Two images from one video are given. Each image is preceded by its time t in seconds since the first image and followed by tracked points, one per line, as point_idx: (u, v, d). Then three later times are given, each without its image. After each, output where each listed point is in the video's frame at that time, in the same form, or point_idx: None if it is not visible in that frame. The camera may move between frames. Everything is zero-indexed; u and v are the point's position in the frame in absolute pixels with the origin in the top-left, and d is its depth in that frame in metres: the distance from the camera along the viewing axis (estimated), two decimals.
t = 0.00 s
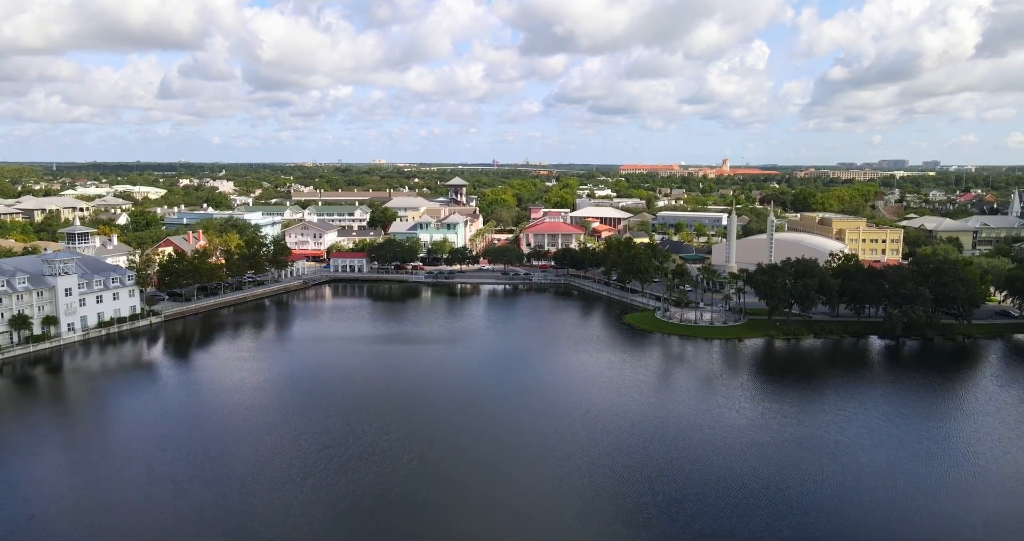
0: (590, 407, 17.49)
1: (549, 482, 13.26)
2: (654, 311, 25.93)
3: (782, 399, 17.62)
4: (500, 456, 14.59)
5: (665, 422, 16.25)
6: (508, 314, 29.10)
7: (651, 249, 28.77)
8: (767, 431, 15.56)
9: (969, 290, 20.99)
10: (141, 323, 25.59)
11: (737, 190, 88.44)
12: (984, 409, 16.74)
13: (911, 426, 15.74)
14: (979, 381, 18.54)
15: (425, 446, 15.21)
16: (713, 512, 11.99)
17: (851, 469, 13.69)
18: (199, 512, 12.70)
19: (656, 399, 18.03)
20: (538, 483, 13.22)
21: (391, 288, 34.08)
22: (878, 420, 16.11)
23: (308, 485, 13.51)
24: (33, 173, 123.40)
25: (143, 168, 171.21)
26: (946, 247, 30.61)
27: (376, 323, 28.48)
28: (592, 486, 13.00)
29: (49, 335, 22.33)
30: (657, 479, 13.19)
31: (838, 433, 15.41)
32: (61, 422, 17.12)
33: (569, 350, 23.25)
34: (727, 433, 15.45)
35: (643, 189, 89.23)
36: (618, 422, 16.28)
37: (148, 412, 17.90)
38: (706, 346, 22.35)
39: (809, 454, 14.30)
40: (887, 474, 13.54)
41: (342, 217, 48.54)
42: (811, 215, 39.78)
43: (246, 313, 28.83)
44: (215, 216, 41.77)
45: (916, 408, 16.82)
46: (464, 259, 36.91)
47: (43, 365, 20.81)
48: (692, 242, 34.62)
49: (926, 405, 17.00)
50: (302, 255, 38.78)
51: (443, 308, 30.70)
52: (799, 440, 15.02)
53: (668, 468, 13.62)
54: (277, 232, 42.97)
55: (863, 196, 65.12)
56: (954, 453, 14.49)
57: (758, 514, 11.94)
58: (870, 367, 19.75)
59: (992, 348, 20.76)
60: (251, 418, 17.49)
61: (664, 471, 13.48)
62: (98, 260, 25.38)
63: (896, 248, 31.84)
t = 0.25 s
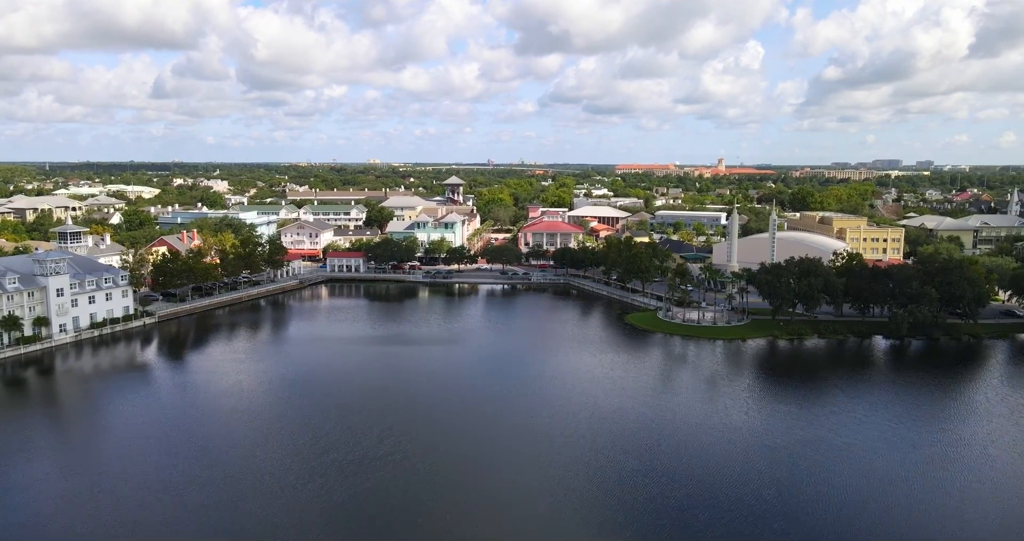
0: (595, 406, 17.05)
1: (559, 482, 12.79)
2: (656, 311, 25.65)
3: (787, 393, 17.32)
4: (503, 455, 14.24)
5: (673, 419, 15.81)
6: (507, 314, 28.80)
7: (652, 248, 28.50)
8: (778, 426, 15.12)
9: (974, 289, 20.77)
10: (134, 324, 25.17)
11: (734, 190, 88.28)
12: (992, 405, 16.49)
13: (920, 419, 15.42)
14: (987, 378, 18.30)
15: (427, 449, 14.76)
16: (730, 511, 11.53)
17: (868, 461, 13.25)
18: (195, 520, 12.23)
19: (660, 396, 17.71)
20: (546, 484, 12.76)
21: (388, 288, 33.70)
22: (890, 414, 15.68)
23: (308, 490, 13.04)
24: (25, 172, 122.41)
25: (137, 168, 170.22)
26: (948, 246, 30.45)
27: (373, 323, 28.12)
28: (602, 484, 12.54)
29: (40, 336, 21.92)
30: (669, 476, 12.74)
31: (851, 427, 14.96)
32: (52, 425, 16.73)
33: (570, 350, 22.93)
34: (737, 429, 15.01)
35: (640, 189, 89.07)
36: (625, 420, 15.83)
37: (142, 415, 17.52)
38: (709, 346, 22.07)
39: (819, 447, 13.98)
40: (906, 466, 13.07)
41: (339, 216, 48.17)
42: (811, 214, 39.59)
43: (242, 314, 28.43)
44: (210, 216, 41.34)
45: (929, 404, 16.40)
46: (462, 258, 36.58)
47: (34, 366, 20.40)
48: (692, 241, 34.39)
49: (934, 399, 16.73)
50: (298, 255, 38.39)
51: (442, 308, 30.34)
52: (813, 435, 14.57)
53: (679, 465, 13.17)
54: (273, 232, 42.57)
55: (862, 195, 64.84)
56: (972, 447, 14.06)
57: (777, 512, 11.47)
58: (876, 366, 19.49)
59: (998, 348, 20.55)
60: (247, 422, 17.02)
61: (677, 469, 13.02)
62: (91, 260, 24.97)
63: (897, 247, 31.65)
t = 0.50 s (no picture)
0: (601, 409, 16.71)
1: (567, 488, 12.45)
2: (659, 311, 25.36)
3: (796, 396, 17.05)
4: (509, 458, 13.92)
5: (681, 422, 15.48)
6: (508, 314, 28.49)
7: (654, 248, 28.20)
8: (789, 428, 14.80)
9: (982, 289, 20.54)
10: (129, 325, 24.77)
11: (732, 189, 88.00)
12: (1004, 407, 16.23)
13: (933, 422, 15.16)
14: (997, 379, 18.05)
15: (431, 453, 14.41)
16: (747, 519, 11.19)
17: (883, 465, 12.97)
18: (194, 527, 11.82)
19: (667, 398, 17.40)
20: (555, 489, 12.42)
21: (387, 288, 33.35)
22: (902, 417, 15.39)
23: (310, 497, 12.65)
24: (20, 171, 121.55)
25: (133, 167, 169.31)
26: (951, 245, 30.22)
27: (373, 323, 27.79)
28: (613, 491, 12.19)
29: (33, 337, 21.52)
30: (682, 483, 12.39)
31: (864, 430, 14.65)
32: (45, 428, 16.35)
33: (573, 351, 22.63)
34: (748, 431, 14.68)
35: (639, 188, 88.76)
36: (632, 424, 15.49)
37: (138, 417, 17.15)
38: (714, 347, 21.79)
39: (832, 451, 13.70)
40: (923, 470, 12.78)
41: (336, 215, 47.77)
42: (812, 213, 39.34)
43: (239, 314, 28.06)
44: (206, 215, 40.91)
45: (940, 406, 16.13)
46: (461, 258, 36.25)
47: (27, 368, 20.01)
48: (693, 241, 34.09)
49: (946, 401, 16.45)
50: (295, 255, 38.00)
51: (442, 308, 30.02)
52: (826, 438, 14.25)
53: (692, 471, 12.83)
54: (269, 231, 42.16)
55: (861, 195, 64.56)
56: (988, 451, 13.78)
57: (795, 519, 11.15)
58: (884, 367, 19.23)
59: (1006, 347, 20.31)
60: (245, 425, 16.60)
61: (690, 475, 12.67)
62: (85, 259, 24.58)
63: (900, 246, 31.41)
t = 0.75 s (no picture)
0: (607, 411, 16.37)
1: (576, 493, 12.15)
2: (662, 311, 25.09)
3: (806, 397, 16.77)
4: (516, 462, 13.61)
5: (690, 426, 15.14)
6: (509, 314, 28.18)
7: (656, 247, 27.90)
8: (801, 431, 14.50)
9: (991, 288, 20.28)
10: (124, 325, 24.39)
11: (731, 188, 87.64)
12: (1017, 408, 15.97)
13: (947, 424, 14.90)
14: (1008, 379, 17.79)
15: (435, 456, 14.09)
16: (765, 527, 10.85)
17: (898, 469, 12.69)
18: (192, 534, 11.46)
19: (675, 401, 17.10)
20: (563, 494, 12.12)
21: (386, 287, 33.00)
22: (915, 419, 15.11)
23: (313, 503, 12.28)
24: (16, 170, 120.80)
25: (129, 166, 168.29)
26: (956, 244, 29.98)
27: (373, 323, 27.46)
28: (624, 496, 11.86)
29: (26, 338, 21.14)
30: (696, 489, 12.06)
31: (877, 433, 14.35)
32: (38, 431, 16.00)
33: (576, 351, 22.34)
34: (759, 435, 14.35)
35: (637, 187, 88.45)
36: (641, 427, 15.14)
37: (134, 420, 16.79)
38: (719, 347, 21.51)
39: (846, 454, 13.41)
40: (939, 474, 12.50)
41: (334, 215, 47.37)
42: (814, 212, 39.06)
43: (236, 314, 27.70)
44: (202, 214, 40.50)
45: (953, 408, 15.83)
46: (461, 257, 35.89)
47: (21, 370, 19.63)
48: (695, 240, 33.78)
49: (958, 403, 16.19)
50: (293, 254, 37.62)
51: (442, 308, 29.70)
52: (839, 442, 13.94)
53: (705, 477, 12.49)
54: (267, 231, 41.77)
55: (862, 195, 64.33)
56: (1006, 454, 13.48)
57: (814, 527, 10.82)
58: (893, 367, 18.98)
59: (1016, 347, 20.06)
60: (244, 428, 16.23)
61: (703, 480, 12.34)
62: (80, 259, 24.20)
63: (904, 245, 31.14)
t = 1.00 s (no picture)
0: (615, 414, 16.06)
1: (587, 498, 11.85)
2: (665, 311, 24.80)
3: (817, 399, 16.49)
4: (523, 466, 13.30)
5: (700, 429, 14.82)
6: (510, 314, 27.87)
7: (659, 246, 27.60)
8: (813, 434, 14.21)
9: (1001, 288, 20.02)
10: (120, 326, 24.01)
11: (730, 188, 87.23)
12: None
13: (962, 426, 14.62)
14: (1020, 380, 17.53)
15: (440, 461, 13.78)
16: (782, 533, 10.58)
17: (914, 474, 12.42)
18: None
19: (683, 403, 16.80)
20: (573, 500, 11.82)
21: (385, 287, 32.65)
22: (929, 421, 14.83)
23: (316, 508, 11.96)
24: (10, 170, 119.87)
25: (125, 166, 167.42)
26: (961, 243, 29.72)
27: (373, 323, 27.14)
28: (636, 502, 11.57)
29: (20, 339, 20.75)
30: (709, 495, 11.76)
31: (891, 436, 14.08)
32: (32, 434, 15.63)
33: (579, 352, 22.04)
34: (771, 439, 14.04)
35: (636, 187, 88.10)
36: (650, 430, 14.84)
37: (130, 423, 16.42)
38: (724, 347, 21.23)
39: (861, 457, 13.13)
40: (958, 478, 12.22)
41: (332, 215, 46.96)
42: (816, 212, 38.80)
43: (234, 315, 27.33)
44: (199, 214, 40.08)
45: (967, 409, 15.55)
46: (460, 257, 35.55)
47: (14, 371, 19.26)
48: (697, 239, 33.47)
49: (971, 405, 15.91)
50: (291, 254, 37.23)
51: (443, 308, 29.36)
52: (853, 446, 13.66)
53: (718, 482, 12.17)
54: (264, 230, 41.35)
55: (862, 194, 64.04)
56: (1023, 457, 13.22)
57: (834, 535, 10.52)
58: (902, 368, 18.73)
59: None
60: (244, 431, 15.88)
61: (717, 485, 12.05)
62: (74, 259, 23.81)
63: (908, 244, 30.88)
